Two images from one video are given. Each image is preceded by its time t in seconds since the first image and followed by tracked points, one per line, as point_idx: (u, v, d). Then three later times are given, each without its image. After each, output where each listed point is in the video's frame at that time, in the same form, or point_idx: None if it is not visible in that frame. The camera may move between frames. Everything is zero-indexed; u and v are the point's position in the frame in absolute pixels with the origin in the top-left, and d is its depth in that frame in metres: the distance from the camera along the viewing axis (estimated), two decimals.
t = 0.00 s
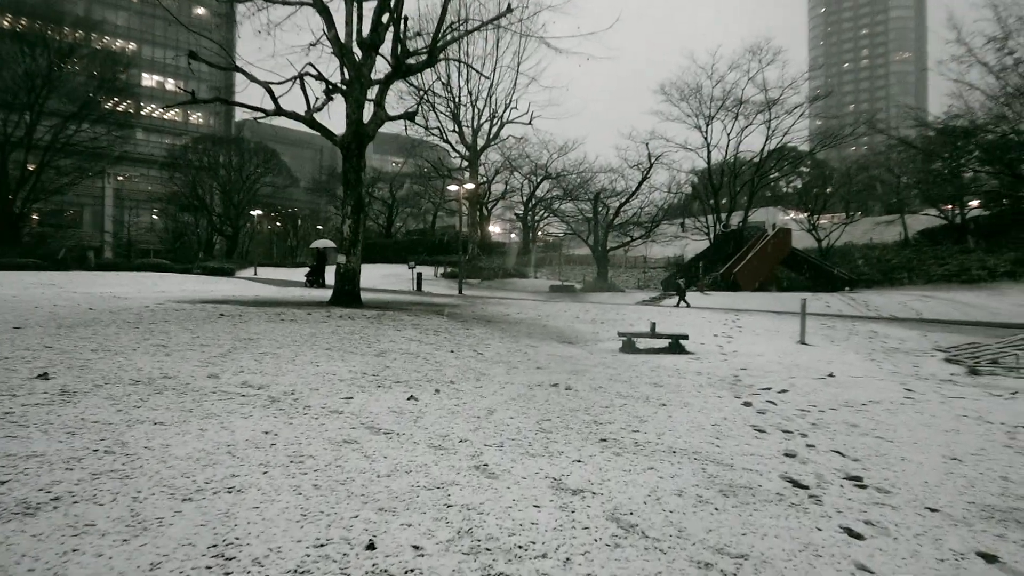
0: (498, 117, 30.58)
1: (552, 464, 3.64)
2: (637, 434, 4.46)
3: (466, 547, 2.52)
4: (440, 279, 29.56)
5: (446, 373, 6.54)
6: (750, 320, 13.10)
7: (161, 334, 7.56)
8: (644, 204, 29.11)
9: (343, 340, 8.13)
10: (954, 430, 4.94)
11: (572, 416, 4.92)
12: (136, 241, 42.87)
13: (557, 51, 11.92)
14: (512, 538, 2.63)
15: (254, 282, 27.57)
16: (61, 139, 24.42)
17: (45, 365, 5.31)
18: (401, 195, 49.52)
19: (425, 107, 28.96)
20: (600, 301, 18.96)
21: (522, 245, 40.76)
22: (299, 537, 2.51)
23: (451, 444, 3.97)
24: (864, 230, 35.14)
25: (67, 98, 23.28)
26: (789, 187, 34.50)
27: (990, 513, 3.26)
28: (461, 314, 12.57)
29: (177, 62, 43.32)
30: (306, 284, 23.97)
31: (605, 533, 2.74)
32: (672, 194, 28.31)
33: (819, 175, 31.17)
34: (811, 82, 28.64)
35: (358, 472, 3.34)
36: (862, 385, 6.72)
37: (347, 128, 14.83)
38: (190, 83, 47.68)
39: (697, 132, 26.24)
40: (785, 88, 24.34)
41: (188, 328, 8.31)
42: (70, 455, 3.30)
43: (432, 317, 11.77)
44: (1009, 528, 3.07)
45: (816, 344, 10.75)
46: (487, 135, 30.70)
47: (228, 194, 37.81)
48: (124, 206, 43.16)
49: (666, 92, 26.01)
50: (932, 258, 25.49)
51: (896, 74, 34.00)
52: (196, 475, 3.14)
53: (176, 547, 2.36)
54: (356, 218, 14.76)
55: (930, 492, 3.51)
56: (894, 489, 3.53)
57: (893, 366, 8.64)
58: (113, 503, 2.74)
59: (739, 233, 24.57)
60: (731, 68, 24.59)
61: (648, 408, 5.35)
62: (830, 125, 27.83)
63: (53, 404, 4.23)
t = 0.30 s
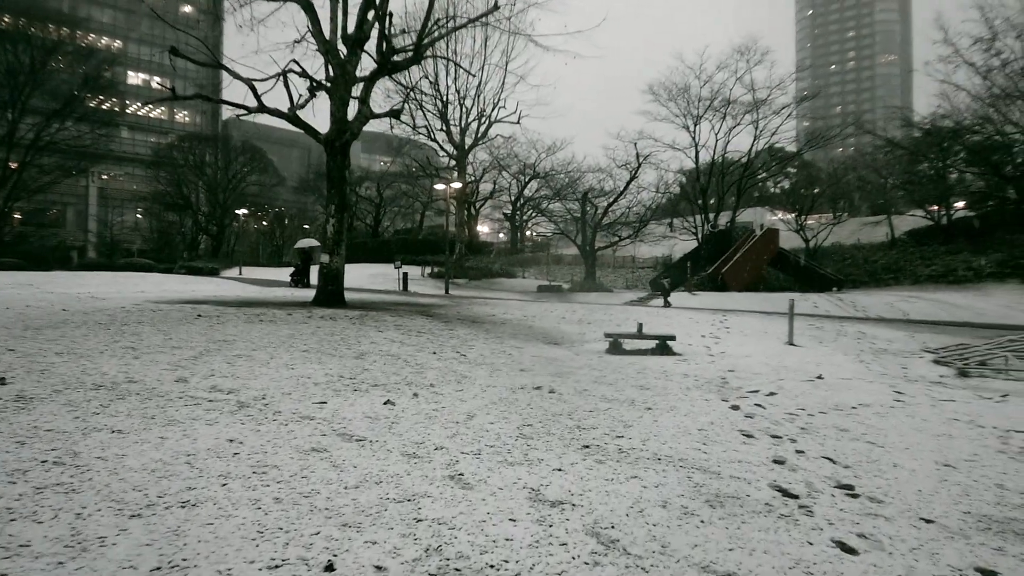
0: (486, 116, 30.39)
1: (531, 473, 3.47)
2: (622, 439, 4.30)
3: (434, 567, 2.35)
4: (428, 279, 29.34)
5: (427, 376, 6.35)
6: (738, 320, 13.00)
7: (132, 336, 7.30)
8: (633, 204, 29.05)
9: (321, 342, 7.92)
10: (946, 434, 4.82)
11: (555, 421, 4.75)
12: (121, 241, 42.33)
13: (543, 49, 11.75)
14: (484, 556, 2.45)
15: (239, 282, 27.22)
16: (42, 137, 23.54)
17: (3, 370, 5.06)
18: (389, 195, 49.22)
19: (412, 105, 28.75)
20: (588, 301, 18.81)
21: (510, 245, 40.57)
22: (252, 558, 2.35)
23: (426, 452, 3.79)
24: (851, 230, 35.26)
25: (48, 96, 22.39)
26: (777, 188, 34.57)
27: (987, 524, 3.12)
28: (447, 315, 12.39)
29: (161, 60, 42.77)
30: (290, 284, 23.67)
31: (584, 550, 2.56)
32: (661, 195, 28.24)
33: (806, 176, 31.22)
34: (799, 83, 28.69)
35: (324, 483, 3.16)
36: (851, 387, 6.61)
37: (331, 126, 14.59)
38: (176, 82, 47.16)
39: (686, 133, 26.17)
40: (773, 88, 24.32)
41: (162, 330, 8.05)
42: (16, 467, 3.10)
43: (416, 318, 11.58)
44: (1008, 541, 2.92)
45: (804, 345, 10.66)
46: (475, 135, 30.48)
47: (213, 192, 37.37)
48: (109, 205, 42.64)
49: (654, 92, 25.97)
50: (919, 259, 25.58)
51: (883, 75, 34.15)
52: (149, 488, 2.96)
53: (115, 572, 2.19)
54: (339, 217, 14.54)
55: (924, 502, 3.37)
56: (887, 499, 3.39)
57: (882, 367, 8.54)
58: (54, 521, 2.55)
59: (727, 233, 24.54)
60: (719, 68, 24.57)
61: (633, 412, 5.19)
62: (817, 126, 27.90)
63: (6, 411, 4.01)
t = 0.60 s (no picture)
0: (475, 115, 30.18)
1: (506, 481, 3.27)
2: (605, 445, 4.10)
3: None
4: (417, 279, 29.09)
5: (406, 377, 6.12)
6: (728, 321, 12.84)
7: (101, 336, 7.01)
8: (623, 204, 28.93)
9: (300, 343, 7.68)
10: (941, 437, 4.67)
11: (536, 423, 4.57)
12: (107, 240, 41.81)
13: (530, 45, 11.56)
14: None
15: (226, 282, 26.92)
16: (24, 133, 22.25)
17: None
18: (379, 195, 48.93)
19: (401, 104, 28.52)
20: (577, 301, 18.60)
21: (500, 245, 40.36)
22: None
23: (397, 459, 3.58)
24: (841, 230, 35.30)
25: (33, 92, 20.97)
26: (767, 189, 34.55)
27: (988, 535, 2.95)
28: (432, 314, 12.19)
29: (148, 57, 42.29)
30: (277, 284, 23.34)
31: (557, 568, 2.37)
32: (651, 194, 28.11)
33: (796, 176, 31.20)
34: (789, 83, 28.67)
35: (282, 493, 2.95)
36: (844, 389, 6.44)
37: (315, 122, 14.34)
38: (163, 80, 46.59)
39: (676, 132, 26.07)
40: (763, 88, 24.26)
41: (134, 330, 7.76)
42: None
43: (401, 318, 11.35)
44: (1009, 553, 2.75)
45: (795, 345, 10.52)
46: (464, 133, 30.23)
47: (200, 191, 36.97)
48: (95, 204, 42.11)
49: (643, 91, 25.88)
50: (909, 259, 25.58)
51: (872, 76, 34.20)
52: (90, 500, 2.74)
53: None
54: (324, 215, 14.29)
55: (921, 511, 3.20)
56: (882, 508, 3.21)
57: (874, 368, 8.41)
58: None
59: (717, 233, 24.43)
60: (709, 67, 24.48)
61: (619, 415, 5.00)
62: (807, 126, 27.87)
63: None
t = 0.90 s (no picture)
0: (467, 113, 29.96)
1: (485, 493, 3.09)
2: (590, 452, 3.93)
3: None
4: (408, 278, 28.85)
5: (389, 379, 5.94)
6: (721, 320, 12.69)
7: (74, 337, 6.78)
8: (616, 203, 28.78)
9: (282, 343, 7.48)
10: (939, 441, 4.53)
11: (521, 428, 4.41)
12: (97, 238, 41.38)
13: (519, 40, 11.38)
14: None
15: (216, 280, 26.60)
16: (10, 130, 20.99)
17: None
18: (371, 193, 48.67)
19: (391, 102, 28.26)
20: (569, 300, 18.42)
21: (493, 243, 40.16)
22: None
23: (371, 468, 3.40)
24: (834, 229, 35.30)
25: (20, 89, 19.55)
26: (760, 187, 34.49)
27: (993, 550, 2.79)
28: (421, 313, 12.02)
29: (137, 53, 41.80)
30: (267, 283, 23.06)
31: None
32: (644, 193, 27.95)
33: (789, 175, 31.14)
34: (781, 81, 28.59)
35: (244, 507, 2.77)
36: (838, 391, 6.30)
37: (302, 119, 14.13)
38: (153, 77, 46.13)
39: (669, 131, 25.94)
40: (755, 86, 24.15)
41: (110, 331, 7.52)
42: None
43: (389, 317, 11.15)
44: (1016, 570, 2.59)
45: (788, 345, 10.40)
46: (456, 131, 29.99)
47: (190, 188, 36.61)
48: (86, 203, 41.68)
49: (636, 89, 25.74)
50: (902, 258, 25.56)
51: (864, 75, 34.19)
52: (34, 517, 2.55)
53: None
54: (311, 213, 14.06)
55: (921, 524, 3.04)
56: (881, 520, 3.05)
57: (869, 368, 8.28)
58: None
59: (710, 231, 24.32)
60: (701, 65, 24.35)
61: (607, 419, 4.84)
62: (800, 125, 27.81)
63: None
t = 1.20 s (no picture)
0: (460, 111, 29.76)
1: (463, 502, 2.91)
2: (578, 456, 3.76)
3: None
4: (401, 277, 28.65)
5: (373, 380, 5.76)
6: (714, 320, 12.55)
7: (48, 337, 6.55)
8: (609, 202, 28.67)
9: (265, 344, 7.28)
10: (938, 445, 4.38)
11: (506, 431, 4.24)
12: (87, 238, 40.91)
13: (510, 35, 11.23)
14: None
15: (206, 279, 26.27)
16: None
17: None
18: (363, 192, 48.38)
19: (384, 99, 28.05)
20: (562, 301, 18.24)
21: (486, 243, 39.98)
22: None
23: (345, 474, 3.22)
24: (827, 229, 35.26)
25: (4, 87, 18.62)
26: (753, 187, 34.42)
27: (999, 561, 2.64)
28: (411, 313, 11.84)
29: (127, 50, 41.41)
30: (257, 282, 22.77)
31: None
32: (638, 192, 27.82)
33: (782, 175, 31.09)
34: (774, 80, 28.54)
35: (204, 517, 2.60)
36: (832, 392, 6.16)
37: (290, 115, 13.93)
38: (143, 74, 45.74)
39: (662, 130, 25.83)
40: (749, 85, 24.08)
41: (86, 331, 7.29)
42: None
43: (377, 317, 10.96)
44: None
45: (782, 345, 10.27)
46: (449, 130, 29.78)
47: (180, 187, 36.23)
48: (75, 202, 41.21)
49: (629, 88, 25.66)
50: (895, 258, 25.53)
51: (857, 75, 34.21)
52: None
53: None
54: (300, 211, 13.85)
55: (922, 533, 2.89)
56: (880, 529, 2.90)
57: (863, 369, 8.16)
58: None
59: (704, 231, 24.22)
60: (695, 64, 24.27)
61: (596, 422, 4.67)
62: (793, 125, 27.77)
63: None
